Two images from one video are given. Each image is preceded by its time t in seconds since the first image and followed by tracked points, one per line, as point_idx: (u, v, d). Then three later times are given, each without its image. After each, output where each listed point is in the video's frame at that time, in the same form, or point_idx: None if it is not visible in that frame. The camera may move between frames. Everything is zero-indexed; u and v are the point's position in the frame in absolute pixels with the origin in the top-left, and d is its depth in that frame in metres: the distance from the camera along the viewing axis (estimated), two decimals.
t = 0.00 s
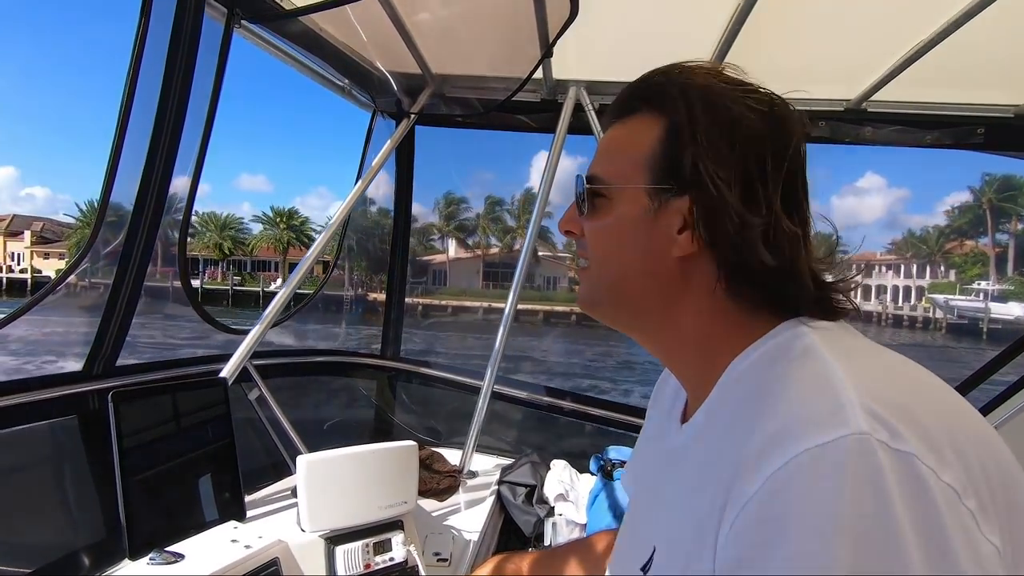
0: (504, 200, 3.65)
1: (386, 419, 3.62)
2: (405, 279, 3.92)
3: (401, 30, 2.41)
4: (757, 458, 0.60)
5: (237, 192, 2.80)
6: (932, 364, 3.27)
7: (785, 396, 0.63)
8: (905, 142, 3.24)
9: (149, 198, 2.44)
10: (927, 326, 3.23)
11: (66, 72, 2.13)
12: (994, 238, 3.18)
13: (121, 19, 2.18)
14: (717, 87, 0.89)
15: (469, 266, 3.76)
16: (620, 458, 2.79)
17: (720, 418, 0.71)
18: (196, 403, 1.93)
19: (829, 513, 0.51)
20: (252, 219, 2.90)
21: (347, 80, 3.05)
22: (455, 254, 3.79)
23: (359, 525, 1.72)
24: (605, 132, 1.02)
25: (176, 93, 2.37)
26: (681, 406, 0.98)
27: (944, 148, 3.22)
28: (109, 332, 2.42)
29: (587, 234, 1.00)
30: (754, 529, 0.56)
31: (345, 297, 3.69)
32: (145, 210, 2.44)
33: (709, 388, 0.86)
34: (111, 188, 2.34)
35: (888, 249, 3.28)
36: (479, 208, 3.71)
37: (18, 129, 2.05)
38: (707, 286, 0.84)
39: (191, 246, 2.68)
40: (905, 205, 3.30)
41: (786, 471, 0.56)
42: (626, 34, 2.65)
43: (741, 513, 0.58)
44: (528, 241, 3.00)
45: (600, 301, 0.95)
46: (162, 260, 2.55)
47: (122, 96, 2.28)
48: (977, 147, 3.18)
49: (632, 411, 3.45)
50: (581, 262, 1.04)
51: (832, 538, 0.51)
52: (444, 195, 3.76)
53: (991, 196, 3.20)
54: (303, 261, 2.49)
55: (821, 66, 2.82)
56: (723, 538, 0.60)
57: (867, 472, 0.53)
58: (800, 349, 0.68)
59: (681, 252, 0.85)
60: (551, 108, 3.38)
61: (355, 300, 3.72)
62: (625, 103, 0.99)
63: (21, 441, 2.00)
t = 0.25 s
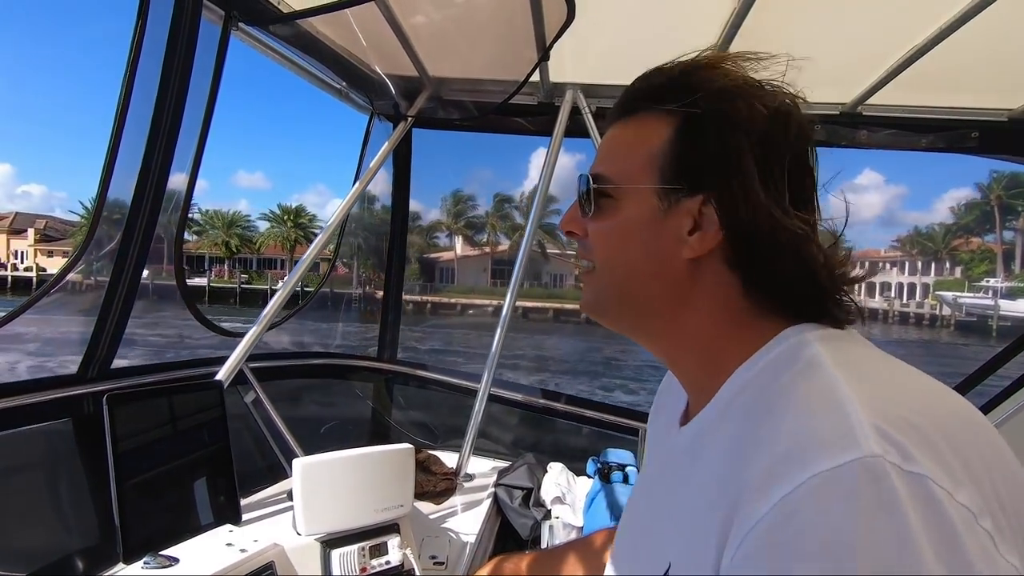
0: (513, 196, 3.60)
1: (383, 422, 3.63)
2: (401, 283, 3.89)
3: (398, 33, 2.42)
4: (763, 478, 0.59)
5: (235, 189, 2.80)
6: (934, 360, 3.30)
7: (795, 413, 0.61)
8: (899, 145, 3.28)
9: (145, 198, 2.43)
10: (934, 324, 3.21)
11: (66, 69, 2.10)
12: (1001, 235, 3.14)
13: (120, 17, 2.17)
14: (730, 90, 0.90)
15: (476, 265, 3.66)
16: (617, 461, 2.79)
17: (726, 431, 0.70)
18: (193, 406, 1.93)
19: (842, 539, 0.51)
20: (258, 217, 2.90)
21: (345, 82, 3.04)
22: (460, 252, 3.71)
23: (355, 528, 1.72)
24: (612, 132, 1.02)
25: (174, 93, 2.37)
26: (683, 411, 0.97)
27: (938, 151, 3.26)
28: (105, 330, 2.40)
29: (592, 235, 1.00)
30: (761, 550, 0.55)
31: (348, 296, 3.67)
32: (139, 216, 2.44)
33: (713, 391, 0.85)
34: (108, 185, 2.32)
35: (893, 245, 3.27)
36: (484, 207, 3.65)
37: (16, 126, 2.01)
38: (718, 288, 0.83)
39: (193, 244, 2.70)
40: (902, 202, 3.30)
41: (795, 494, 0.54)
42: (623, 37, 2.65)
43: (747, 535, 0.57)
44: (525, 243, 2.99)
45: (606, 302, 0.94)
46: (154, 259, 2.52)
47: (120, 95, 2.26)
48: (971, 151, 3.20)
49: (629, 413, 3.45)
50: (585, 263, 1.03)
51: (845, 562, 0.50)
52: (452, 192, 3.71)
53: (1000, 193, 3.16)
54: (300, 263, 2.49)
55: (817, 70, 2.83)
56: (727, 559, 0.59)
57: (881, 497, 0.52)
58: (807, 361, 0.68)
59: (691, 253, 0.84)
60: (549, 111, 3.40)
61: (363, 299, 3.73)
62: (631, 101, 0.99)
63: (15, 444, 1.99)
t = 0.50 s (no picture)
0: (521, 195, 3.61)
1: (379, 425, 3.61)
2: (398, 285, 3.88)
3: (394, 34, 2.41)
4: (769, 473, 0.58)
5: (232, 189, 2.79)
6: (940, 360, 3.31)
7: (805, 414, 0.60)
8: (893, 147, 3.28)
9: (140, 194, 2.40)
10: (940, 322, 3.23)
11: (58, 63, 2.10)
12: (1008, 234, 3.18)
13: (114, 13, 2.16)
14: (732, 93, 0.92)
15: (483, 263, 3.67)
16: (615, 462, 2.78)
17: (736, 430, 0.69)
18: (189, 408, 1.92)
19: (845, 540, 0.50)
20: (265, 217, 2.98)
21: (341, 85, 3.01)
22: (468, 251, 3.70)
23: (351, 531, 1.71)
24: (610, 132, 1.00)
25: (168, 91, 2.35)
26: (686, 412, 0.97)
27: (933, 153, 3.26)
28: (99, 331, 2.40)
29: (596, 238, 0.97)
30: (762, 547, 0.55)
31: (342, 295, 3.62)
32: (134, 213, 2.41)
33: (721, 391, 0.85)
34: (102, 184, 2.31)
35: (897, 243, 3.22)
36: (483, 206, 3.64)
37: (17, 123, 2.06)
38: (734, 286, 0.84)
39: (199, 244, 2.75)
40: (899, 200, 3.35)
41: (799, 494, 0.54)
42: (619, 38, 2.66)
43: (750, 530, 0.57)
44: (521, 246, 2.99)
45: (614, 308, 0.92)
46: (146, 255, 2.49)
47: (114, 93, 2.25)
48: (965, 152, 3.22)
49: (627, 415, 3.45)
50: (585, 268, 1.00)
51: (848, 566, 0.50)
52: (460, 190, 3.67)
53: (1007, 192, 3.19)
54: (296, 264, 2.47)
55: (813, 71, 2.84)
56: (729, 552, 0.59)
57: (891, 503, 0.51)
58: (818, 358, 0.67)
59: (707, 253, 0.84)
60: (545, 112, 3.40)
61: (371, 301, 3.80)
62: (628, 102, 0.98)
63: (7, 447, 1.97)
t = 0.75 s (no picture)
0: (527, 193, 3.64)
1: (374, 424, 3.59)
2: (393, 284, 3.91)
3: (388, 33, 2.40)
4: (752, 464, 0.59)
5: (229, 189, 2.82)
6: (945, 360, 3.33)
7: (793, 409, 0.61)
8: (886, 147, 3.29)
9: (132, 194, 2.39)
10: (946, 321, 3.27)
11: (50, 60, 2.08)
12: (1013, 233, 3.21)
13: (106, 11, 2.14)
14: (723, 92, 0.92)
15: (493, 264, 3.65)
16: (610, 460, 2.78)
17: (727, 427, 0.69)
18: (182, 409, 1.91)
19: (818, 530, 0.51)
20: (272, 218, 3.03)
21: (335, 83, 3.01)
22: (474, 251, 3.67)
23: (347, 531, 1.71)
24: (604, 128, 0.96)
25: (161, 89, 2.33)
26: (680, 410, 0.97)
27: (926, 153, 3.29)
28: (92, 335, 2.39)
29: (595, 239, 0.93)
30: (747, 533, 0.55)
31: (339, 293, 3.69)
32: (128, 208, 2.40)
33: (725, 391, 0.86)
34: (95, 184, 2.29)
35: (901, 245, 3.31)
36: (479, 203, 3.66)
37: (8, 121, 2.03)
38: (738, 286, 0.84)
39: (206, 244, 2.83)
40: (898, 200, 3.35)
41: (779, 484, 0.55)
42: (613, 38, 2.66)
43: (732, 518, 0.58)
44: (516, 248, 2.97)
45: (618, 311, 0.88)
46: (141, 258, 2.50)
47: (105, 92, 2.24)
48: (957, 152, 3.24)
49: (623, 414, 3.46)
50: (582, 270, 0.95)
51: (821, 556, 0.51)
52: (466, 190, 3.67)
53: (1013, 191, 3.21)
54: (291, 263, 2.47)
55: (806, 71, 2.85)
56: (712, 540, 0.60)
57: (872, 495, 0.51)
58: (811, 355, 0.67)
59: (712, 252, 0.85)
60: (540, 112, 3.40)
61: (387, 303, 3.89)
62: (619, 98, 0.95)
63: None
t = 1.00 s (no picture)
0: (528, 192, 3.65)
1: (373, 421, 3.61)
2: (392, 281, 3.90)
3: (385, 31, 2.40)
4: (767, 471, 0.60)
5: (224, 190, 2.76)
6: (952, 359, 3.34)
7: (803, 412, 0.61)
8: (883, 142, 3.31)
9: (132, 193, 2.41)
10: (954, 321, 3.28)
11: (45, 59, 2.06)
12: None
13: (101, 14, 2.14)
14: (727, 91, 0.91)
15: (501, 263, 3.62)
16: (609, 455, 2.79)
17: (734, 426, 0.69)
18: (182, 407, 1.92)
19: (839, 531, 0.51)
20: (280, 217, 2.98)
21: (333, 81, 3.01)
22: (484, 251, 3.65)
23: (348, 528, 1.72)
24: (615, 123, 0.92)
25: (158, 88, 2.34)
26: (682, 411, 0.95)
27: (923, 148, 3.30)
28: (93, 330, 2.39)
29: (615, 233, 0.86)
30: (769, 538, 0.56)
31: (333, 295, 3.67)
32: (127, 209, 2.41)
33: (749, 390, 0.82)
34: (89, 194, 2.30)
35: (907, 244, 3.29)
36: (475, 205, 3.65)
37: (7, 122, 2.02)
38: (756, 280, 0.82)
39: (215, 245, 2.82)
40: (896, 200, 3.34)
41: (798, 489, 0.55)
42: (609, 35, 2.66)
43: (753, 524, 0.58)
44: (513, 243, 3.02)
45: (642, 309, 0.82)
46: (141, 258, 2.51)
47: (101, 95, 2.24)
48: (954, 146, 3.25)
49: (622, 410, 3.47)
50: (598, 268, 0.88)
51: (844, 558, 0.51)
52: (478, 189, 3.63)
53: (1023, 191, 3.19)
54: (288, 263, 2.47)
55: (803, 67, 2.85)
56: (732, 546, 0.60)
57: (886, 494, 0.51)
58: (814, 353, 0.68)
59: (733, 244, 0.82)
60: (537, 109, 3.40)
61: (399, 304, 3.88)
62: (629, 94, 0.92)
63: None
